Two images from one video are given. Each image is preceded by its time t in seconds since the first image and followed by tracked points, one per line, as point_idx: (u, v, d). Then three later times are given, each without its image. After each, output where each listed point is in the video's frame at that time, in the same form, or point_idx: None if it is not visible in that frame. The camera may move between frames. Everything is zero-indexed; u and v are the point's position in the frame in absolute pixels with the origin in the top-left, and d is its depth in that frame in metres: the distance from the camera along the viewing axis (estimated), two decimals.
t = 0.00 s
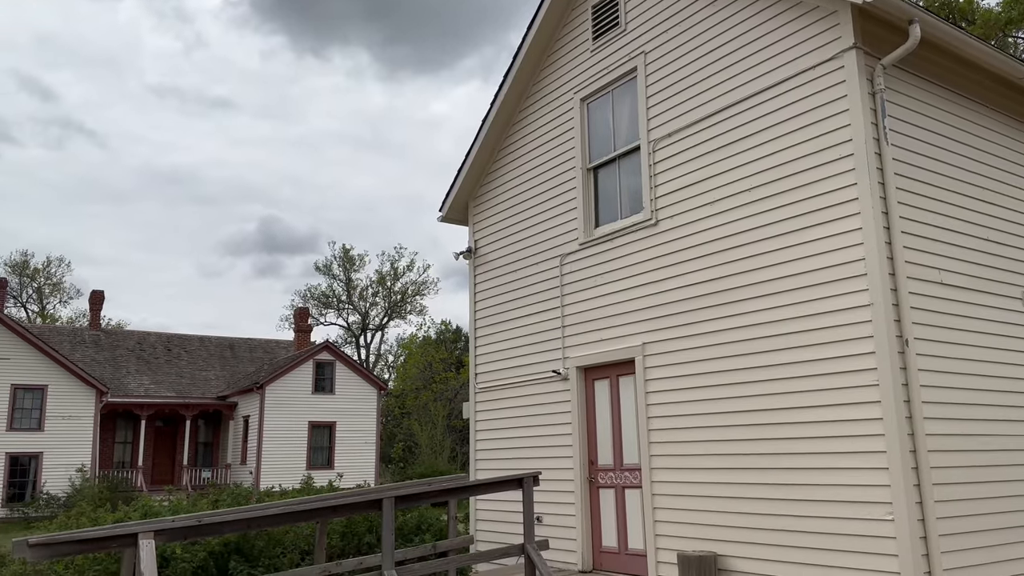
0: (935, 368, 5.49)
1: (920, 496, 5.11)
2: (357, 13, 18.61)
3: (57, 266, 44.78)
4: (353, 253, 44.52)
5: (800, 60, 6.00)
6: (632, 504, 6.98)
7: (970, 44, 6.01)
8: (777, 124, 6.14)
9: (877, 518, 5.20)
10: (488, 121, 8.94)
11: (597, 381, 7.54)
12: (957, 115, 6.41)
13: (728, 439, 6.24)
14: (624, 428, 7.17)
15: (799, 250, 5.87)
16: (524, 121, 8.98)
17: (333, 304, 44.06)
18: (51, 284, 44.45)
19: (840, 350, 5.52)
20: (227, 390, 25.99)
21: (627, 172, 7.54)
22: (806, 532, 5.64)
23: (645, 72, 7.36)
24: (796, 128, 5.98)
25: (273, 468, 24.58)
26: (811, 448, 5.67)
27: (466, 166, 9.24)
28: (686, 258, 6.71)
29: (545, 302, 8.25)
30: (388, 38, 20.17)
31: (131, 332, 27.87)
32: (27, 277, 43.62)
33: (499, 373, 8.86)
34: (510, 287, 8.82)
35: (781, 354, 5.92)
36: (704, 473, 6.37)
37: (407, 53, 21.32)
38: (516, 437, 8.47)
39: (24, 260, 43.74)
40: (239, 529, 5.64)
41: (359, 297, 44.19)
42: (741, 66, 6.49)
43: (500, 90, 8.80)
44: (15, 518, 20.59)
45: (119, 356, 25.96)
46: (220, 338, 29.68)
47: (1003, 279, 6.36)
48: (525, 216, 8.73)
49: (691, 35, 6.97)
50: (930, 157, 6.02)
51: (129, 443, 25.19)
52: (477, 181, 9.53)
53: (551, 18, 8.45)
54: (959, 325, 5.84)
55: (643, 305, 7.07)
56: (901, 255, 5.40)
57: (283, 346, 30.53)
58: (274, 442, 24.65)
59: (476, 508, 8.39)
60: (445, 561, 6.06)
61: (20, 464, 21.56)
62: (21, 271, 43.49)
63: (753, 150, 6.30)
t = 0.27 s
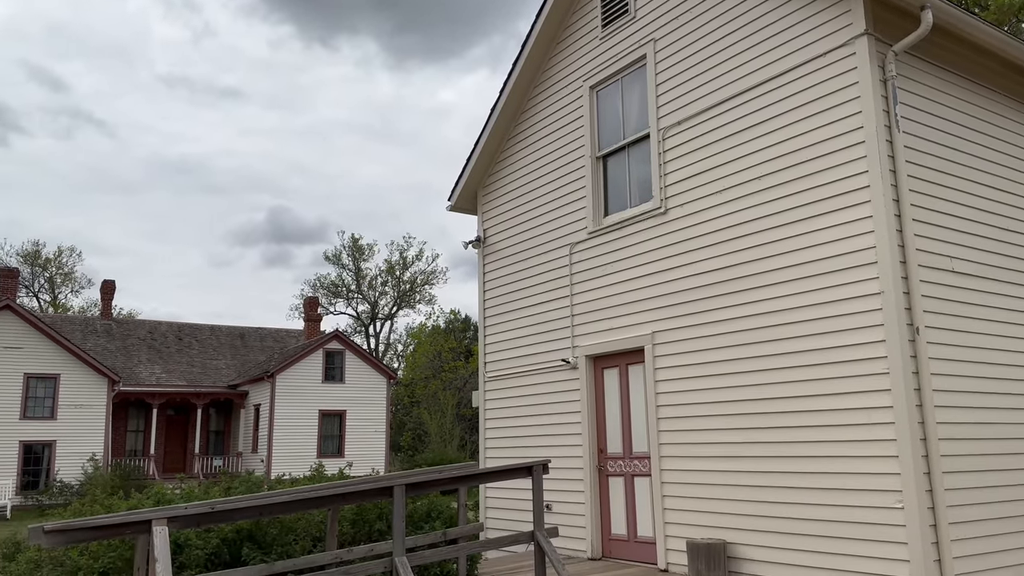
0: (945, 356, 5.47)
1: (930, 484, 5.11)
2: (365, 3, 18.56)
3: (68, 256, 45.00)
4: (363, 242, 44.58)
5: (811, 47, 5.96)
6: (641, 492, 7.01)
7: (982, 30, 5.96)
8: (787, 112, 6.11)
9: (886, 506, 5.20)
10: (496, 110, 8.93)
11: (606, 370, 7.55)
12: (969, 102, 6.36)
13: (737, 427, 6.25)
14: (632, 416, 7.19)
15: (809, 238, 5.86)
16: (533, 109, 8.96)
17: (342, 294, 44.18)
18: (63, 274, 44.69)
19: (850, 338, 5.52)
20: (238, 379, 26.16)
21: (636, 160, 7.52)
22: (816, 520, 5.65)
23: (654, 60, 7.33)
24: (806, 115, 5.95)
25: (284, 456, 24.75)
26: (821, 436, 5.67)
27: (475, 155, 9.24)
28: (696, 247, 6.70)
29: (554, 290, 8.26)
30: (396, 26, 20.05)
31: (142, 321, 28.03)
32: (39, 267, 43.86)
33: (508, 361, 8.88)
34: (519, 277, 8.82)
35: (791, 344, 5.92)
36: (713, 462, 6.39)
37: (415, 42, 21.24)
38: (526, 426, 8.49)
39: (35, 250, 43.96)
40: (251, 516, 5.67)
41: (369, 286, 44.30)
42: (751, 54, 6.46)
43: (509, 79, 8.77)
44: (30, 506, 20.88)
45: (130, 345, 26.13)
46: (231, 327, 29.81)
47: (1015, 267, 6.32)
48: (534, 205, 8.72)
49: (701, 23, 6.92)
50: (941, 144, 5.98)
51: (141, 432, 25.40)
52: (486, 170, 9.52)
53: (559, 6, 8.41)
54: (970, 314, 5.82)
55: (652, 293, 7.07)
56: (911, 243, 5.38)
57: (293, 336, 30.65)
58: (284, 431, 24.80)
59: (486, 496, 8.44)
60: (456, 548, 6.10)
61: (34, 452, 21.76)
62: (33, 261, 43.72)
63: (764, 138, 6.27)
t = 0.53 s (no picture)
0: (958, 343, 5.45)
1: (941, 471, 5.09)
2: None
3: (81, 244, 45.24)
4: (373, 231, 44.62)
5: (825, 32, 5.91)
6: (652, 479, 7.03)
7: (998, 14, 5.89)
8: (800, 98, 6.07)
9: (898, 492, 5.20)
10: (507, 97, 8.90)
11: (617, 357, 7.56)
12: (983, 86, 6.30)
13: (748, 414, 6.25)
14: (643, 403, 7.20)
15: (822, 225, 5.83)
16: (543, 96, 8.93)
17: (353, 282, 44.28)
18: (76, 262, 44.93)
19: (862, 325, 5.50)
20: (250, 366, 26.33)
21: (647, 147, 7.49)
22: (827, 506, 5.65)
23: (666, 45, 7.29)
24: (819, 101, 5.91)
25: (296, 443, 24.91)
26: (832, 422, 5.67)
27: (485, 143, 9.22)
28: (707, 234, 6.68)
29: (565, 278, 8.26)
30: (406, 13, 19.93)
31: (155, 309, 28.20)
32: (52, 255, 44.12)
33: (519, 349, 8.90)
34: (530, 264, 8.82)
35: (803, 331, 5.91)
36: (724, 448, 6.40)
37: (424, 30, 21.13)
38: (536, 413, 8.52)
39: (49, 239, 44.21)
40: (266, 501, 5.73)
41: (379, 275, 44.40)
42: (764, 39, 6.41)
43: (519, 66, 8.74)
44: (47, 492, 21.29)
45: (144, 333, 26.32)
46: (243, 315, 29.95)
47: None
48: (544, 193, 8.71)
49: (713, 8, 6.87)
50: (955, 129, 5.93)
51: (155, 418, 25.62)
52: (496, 158, 9.51)
53: None
54: (983, 300, 5.79)
55: (663, 280, 7.06)
56: (925, 229, 5.35)
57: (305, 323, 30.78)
58: (296, 418, 24.95)
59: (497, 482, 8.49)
60: (468, 534, 6.14)
61: (49, 439, 21.97)
62: (46, 250, 43.98)
63: (776, 124, 6.23)
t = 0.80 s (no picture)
0: (971, 330, 5.42)
1: (953, 459, 5.08)
2: None
3: (93, 233, 45.49)
4: (383, 219, 44.68)
5: (838, 17, 5.85)
6: (662, 466, 7.04)
7: None
8: (812, 84, 6.03)
9: (910, 480, 5.19)
10: (517, 85, 8.88)
11: (627, 346, 7.56)
12: (998, 72, 6.24)
13: (760, 402, 6.25)
14: (654, 391, 7.20)
15: (835, 212, 5.80)
16: (553, 84, 8.90)
17: (363, 271, 44.39)
18: (88, 251, 45.20)
19: (875, 313, 5.47)
20: (262, 354, 26.49)
21: (658, 135, 7.46)
22: (838, 494, 5.65)
23: (677, 32, 7.24)
24: (832, 87, 5.87)
25: (308, 430, 25.07)
26: (843, 410, 5.66)
27: (495, 131, 9.21)
28: (719, 221, 6.66)
29: (575, 266, 8.25)
30: (415, 1, 19.82)
31: (167, 297, 28.34)
32: (65, 244, 44.40)
33: (529, 337, 8.91)
34: (540, 252, 8.82)
35: (814, 319, 5.90)
36: (734, 436, 6.41)
37: (433, 17, 21.03)
38: (546, 401, 8.54)
39: (61, 227, 44.45)
40: (279, 487, 5.78)
41: (389, 263, 44.51)
42: (777, 24, 6.36)
43: (529, 53, 8.71)
44: (61, 478, 21.59)
45: (156, 321, 26.48)
46: (255, 304, 30.08)
47: None
48: (555, 181, 8.70)
49: None
50: (969, 115, 5.87)
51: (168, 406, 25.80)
52: (507, 145, 9.49)
53: None
54: (996, 288, 5.75)
55: (674, 268, 7.05)
56: (938, 216, 5.31)
57: (316, 311, 30.90)
58: (307, 405, 25.08)
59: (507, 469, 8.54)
60: (479, 520, 6.19)
61: (63, 426, 22.17)
62: (59, 239, 44.24)
63: (788, 110, 6.20)
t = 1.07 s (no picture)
0: (986, 317, 5.40)
1: (967, 445, 5.07)
2: None
3: (107, 221, 45.74)
4: (394, 206, 44.71)
5: None
6: (674, 453, 7.05)
7: None
8: (827, 69, 5.98)
9: (923, 467, 5.17)
10: (529, 71, 8.85)
11: (639, 332, 7.56)
12: (1015, 56, 6.16)
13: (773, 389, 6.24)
14: (666, 377, 7.20)
15: (849, 198, 5.77)
16: (565, 70, 8.87)
17: (375, 258, 44.49)
18: (103, 239, 45.50)
19: (889, 299, 5.45)
20: (275, 341, 26.63)
21: (671, 121, 7.43)
22: (850, 481, 5.65)
23: (690, 16, 7.19)
24: (847, 71, 5.82)
25: (321, 415, 25.23)
26: (856, 397, 5.65)
27: (507, 117, 9.19)
28: (732, 207, 6.63)
29: (587, 253, 8.25)
30: None
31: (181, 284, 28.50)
32: (79, 231, 44.71)
33: (541, 324, 8.92)
34: (552, 239, 8.82)
35: (827, 306, 5.87)
36: (747, 423, 6.40)
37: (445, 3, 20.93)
38: (558, 388, 8.56)
39: (76, 215, 44.76)
40: (293, 472, 5.84)
41: (401, 251, 44.57)
42: (792, 8, 6.30)
43: (541, 39, 8.68)
44: (79, 464, 21.64)
45: (170, 308, 26.66)
46: (268, 291, 30.22)
47: None
48: (566, 168, 8.68)
49: None
50: (986, 100, 5.81)
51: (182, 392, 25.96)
52: (519, 132, 9.48)
53: None
54: (1012, 274, 5.71)
55: (687, 255, 7.03)
56: (953, 201, 5.27)
57: (328, 299, 31.02)
58: (320, 392, 25.23)
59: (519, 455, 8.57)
60: (491, 505, 6.24)
61: (80, 412, 22.40)
62: (73, 226, 44.55)
63: (803, 95, 6.16)
